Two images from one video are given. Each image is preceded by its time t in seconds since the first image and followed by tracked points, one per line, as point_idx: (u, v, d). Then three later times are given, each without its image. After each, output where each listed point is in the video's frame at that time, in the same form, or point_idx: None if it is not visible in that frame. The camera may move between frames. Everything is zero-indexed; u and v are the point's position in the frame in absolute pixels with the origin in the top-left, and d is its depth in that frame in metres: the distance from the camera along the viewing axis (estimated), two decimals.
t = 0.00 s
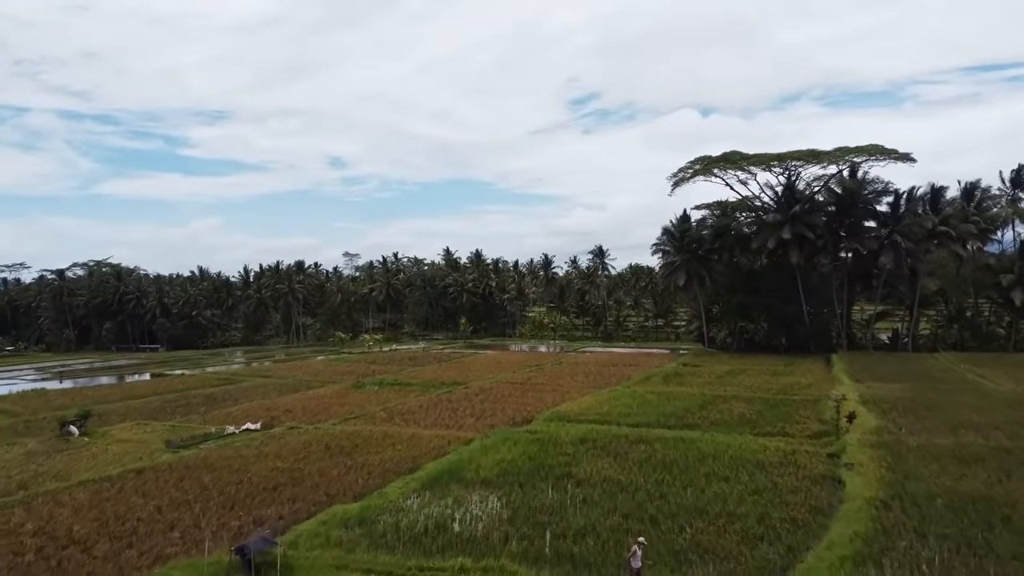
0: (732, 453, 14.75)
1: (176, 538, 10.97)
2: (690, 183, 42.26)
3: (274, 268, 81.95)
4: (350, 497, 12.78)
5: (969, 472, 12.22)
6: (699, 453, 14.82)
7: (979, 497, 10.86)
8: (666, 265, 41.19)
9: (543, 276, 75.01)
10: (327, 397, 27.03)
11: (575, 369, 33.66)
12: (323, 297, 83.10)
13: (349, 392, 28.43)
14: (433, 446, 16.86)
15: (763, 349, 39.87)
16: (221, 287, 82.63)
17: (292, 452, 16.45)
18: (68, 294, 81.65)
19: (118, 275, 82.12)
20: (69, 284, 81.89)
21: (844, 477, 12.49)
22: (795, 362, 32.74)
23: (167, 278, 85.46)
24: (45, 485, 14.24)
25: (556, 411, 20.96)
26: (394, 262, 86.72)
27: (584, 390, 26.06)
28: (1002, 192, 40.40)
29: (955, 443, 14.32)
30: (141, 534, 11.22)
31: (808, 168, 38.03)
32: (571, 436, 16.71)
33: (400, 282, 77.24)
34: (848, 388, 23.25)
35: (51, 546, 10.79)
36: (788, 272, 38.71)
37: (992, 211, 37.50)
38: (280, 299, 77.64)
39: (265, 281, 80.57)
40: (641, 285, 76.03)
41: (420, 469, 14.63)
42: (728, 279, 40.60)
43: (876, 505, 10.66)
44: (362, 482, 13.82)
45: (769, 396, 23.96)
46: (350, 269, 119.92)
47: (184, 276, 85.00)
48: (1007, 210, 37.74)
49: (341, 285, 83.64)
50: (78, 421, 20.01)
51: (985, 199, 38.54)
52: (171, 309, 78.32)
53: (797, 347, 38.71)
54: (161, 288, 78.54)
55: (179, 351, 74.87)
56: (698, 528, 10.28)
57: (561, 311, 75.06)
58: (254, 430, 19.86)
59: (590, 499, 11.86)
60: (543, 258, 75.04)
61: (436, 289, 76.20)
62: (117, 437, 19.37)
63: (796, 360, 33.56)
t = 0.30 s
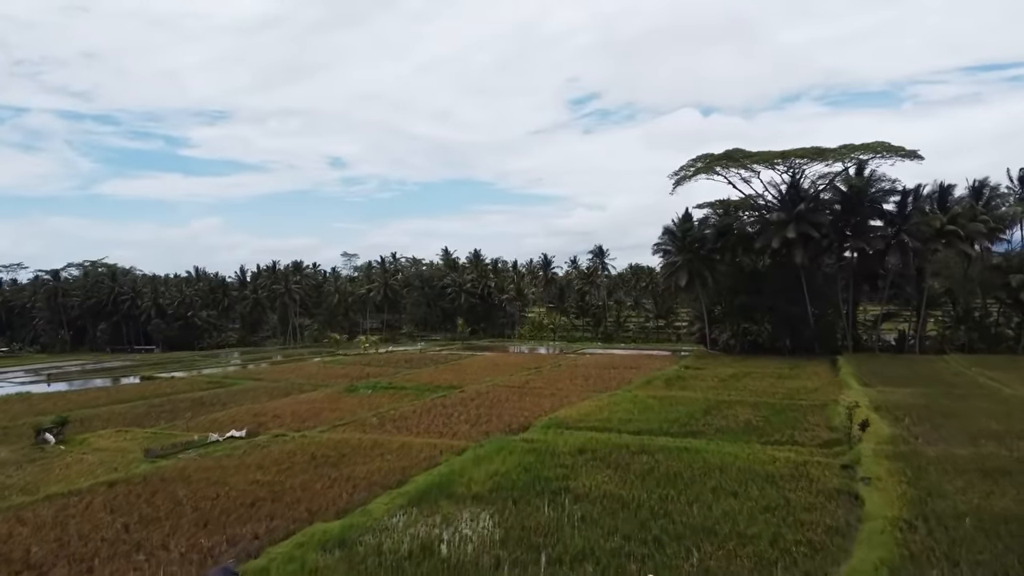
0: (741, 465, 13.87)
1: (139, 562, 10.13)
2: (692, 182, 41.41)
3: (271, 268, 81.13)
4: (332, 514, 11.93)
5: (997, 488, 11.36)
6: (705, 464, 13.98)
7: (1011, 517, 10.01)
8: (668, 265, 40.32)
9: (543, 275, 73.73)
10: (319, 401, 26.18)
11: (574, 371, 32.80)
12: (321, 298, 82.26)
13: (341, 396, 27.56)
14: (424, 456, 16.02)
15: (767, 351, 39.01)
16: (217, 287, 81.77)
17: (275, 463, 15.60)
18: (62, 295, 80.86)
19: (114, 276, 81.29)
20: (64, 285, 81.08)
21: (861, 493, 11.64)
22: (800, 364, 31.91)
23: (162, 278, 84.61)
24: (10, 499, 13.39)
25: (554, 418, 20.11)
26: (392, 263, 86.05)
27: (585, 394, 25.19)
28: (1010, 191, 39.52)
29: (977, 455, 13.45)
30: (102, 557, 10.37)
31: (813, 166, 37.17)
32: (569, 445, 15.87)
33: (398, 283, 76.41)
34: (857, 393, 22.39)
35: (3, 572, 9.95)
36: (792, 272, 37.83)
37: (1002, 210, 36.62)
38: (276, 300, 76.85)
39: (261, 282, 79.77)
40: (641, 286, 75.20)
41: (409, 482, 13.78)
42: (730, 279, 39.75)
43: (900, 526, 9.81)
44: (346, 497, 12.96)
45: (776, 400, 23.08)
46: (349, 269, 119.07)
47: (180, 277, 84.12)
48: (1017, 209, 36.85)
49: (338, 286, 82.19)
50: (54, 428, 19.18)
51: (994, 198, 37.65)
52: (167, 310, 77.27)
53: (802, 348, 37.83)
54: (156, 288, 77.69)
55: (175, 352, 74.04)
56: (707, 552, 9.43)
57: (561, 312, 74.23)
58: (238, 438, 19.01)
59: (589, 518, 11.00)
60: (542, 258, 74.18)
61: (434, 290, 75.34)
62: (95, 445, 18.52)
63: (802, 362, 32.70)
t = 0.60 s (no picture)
0: (750, 479, 13.01)
1: None
2: (694, 180, 40.52)
3: (268, 269, 80.25)
4: (311, 534, 11.04)
5: None
6: (712, 478, 13.09)
7: None
8: (670, 265, 39.29)
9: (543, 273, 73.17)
10: (309, 407, 25.31)
11: (573, 374, 31.90)
12: (318, 298, 81.43)
13: (332, 400, 26.72)
14: (414, 467, 15.15)
15: (771, 353, 37.99)
16: (213, 288, 80.85)
17: (255, 475, 14.71)
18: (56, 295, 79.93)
19: (108, 276, 80.37)
20: (58, 285, 80.15)
21: (883, 511, 10.77)
22: (806, 367, 31.06)
23: (158, 279, 83.68)
24: None
25: (552, 426, 19.25)
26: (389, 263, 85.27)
27: (584, 399, 24.35)
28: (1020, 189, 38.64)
29: (1004, 468, 12.58)
30: None
31: (818, 164, 36.28)
32: (567, 456, 14.98)
33: (396, 283, 75.60)
34: (867, 398, 21.53)
35: None
36: (797, 272, 36.94)
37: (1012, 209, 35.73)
38: (273, 300, 76.03)
39: (257, 283, 79.06)
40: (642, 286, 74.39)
41: (396, 497, 12.90)
42: (733, 280, 38.82)
43: (929, 551, 8.95)
44: (327, 514, 12.10)
45: (782, 405, 22.23)
46: (347, 269, 118.22)
47: (175, 277, 83.15)
48: None
49: (335, 286, 80.97)
50: (28, 437, 18.32)
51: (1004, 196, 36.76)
52: (162, 310, 76.44)
53: (806, 350, 36.91)
54: (151, 289, 76.75)
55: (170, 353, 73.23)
56: None
57: (560, 312, 73.39)
58: (221, 447, 18.12)
59: (588, 540, 10.12)
60: (542, 258, 73.33)
61: (432, 291, 74.50)
62: (70, 454, 17.66)
63: (808, 365, 31.81)
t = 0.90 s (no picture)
0: (760, 495, 12.11)
1: None
2: (696, 178, 39.60)
3: (264, 270, 79.33)
4: (284, 559, 10.14)
5: None
6: (719, 494, 12.18)
7: None
8: (672, 265, 38.35)
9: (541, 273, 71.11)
10: (297, 412, 24.41)
11: (572, 378, 30.95)
12: (315, 298, 80.48)
13: (323, 405, 25.82)
14: (402, 479, 14.23)
15: (775, 356, 36.93)
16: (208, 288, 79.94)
17: (231, 489, 13.80)
18: (50, 296, 79.12)
19: (103, 276, 79.54)
20: (52, 286, 79.32)
21: (907, 534, 9.86)
22: (811, 371, 30.17)
23: (153, 279, 82.82)
24: None
25: (549, 434, 18.34)
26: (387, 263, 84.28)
27: (583, 405, 23.44)
28: None
29: None
30: None
31: (823, 161, 35.37)
32: (564, 469, 14.05)
33: (393, 283, 74.73)
34: (878, 405, 20.61)
35: None
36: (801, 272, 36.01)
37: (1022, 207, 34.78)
38: (269, 301, 75.16)
39: (253, 283, 78.05)
40: (643, 286, 73.43)
41: (379, 515, 11.97)
42: (736, 280, 37.87)
43: None
44: (302, 534, 11.18)
45: (789, 412, 21.33)
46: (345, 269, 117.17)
47: (171, 277, 82.24)
48: None
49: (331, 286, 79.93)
50: None
51: (1014, 193, 35.80)
52: (156, 311, 75.54)
53: (812, 353, 35.95)
54: (146, 289, 75.85)
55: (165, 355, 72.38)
56: None
57: (560, 313, 72.41)
58: (200, 457, 17.21)
59: (585, 568, 9.22)
60: (541, 258, 72.39)
61: (430, 291, 73.49)
62: (40, 465, 16.76)
63: (814, 369, 30.88)
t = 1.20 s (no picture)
0: (772, 514, 11.20)
1: None
2: (698, 176, 38.68)
3: (260, 270, 78.40)
4: None
5: None
6: (726, 513, 11.25)
7: None
8: (673, 265, 37.43)
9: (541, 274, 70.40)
10: (285, 417, 23.51)
11: (571, 381, 30.00)
12: (312, 299, 79.45)
13: (312, 410, 24.88)
14: (386, 494, 13.30)
15: (779, 359, 35.88)
16: (204, 288, 78.98)
17: (204, 505, 12.88)
18: (44, 296, 78.24)
19: (98, 276, 78.65)
20: (46, 285, 78.45)
21: (937, 562, 8.94)
22: (816, 374, 29.29)
23: (148, 279, 81.91)
24: None
25: (545, 443, 17.43)
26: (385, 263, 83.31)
27: (582, 410, 22.54)
28: None
29: None
30: None
31: (829, 159, 34.44)
32: (560, 483, 13.12)
33: (391, 283, 73.82)
34: (890, 412, 19.66)
35: None
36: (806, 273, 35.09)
37: None
38: (265, 301, 74.37)
39: (249, 283, 77.12)
40: (643, 287, 72.45)
41: (359, 537, 11.04)
42: (739, 281, 36.97)
43: None
44: (274, 558, 10.28)
45: (795, 418, 20.45)
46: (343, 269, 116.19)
47: (166, 277, 81.33)
48: None
49: (328, 287, 78.44)
50: None
51: None
52: (151, 311, 74.61)
53: (817, 355, 35.00)
54: (140, 289, 74.91)
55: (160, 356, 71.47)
56: None
57: (559, 314, 71.36)
58: (176, 467, 16.28)
59: None
60: (540, 258, 71.43)
61: (428, 292, 72.45)
62: (7, 475, 15.86)
63: (819, 372, 29.96)
